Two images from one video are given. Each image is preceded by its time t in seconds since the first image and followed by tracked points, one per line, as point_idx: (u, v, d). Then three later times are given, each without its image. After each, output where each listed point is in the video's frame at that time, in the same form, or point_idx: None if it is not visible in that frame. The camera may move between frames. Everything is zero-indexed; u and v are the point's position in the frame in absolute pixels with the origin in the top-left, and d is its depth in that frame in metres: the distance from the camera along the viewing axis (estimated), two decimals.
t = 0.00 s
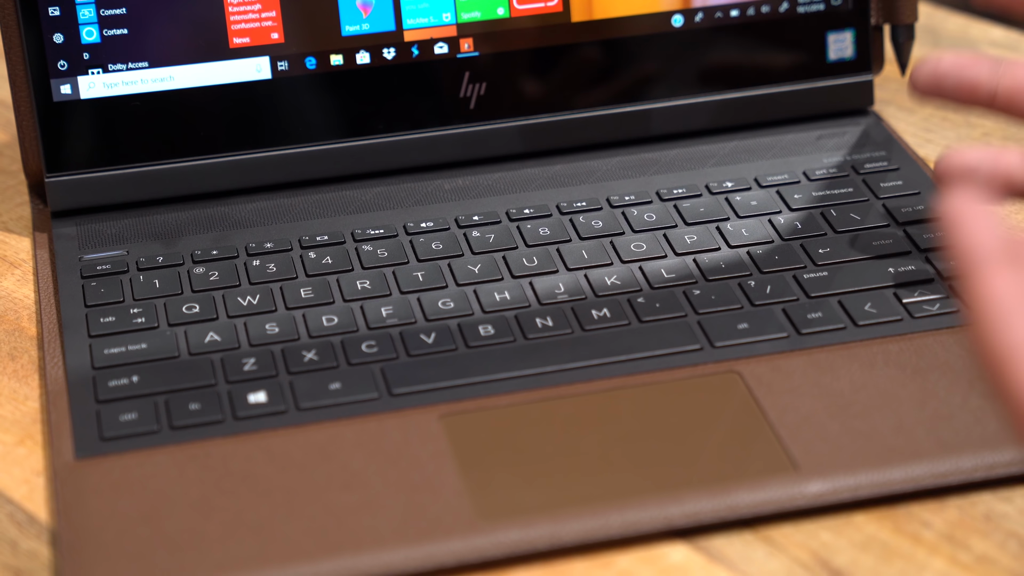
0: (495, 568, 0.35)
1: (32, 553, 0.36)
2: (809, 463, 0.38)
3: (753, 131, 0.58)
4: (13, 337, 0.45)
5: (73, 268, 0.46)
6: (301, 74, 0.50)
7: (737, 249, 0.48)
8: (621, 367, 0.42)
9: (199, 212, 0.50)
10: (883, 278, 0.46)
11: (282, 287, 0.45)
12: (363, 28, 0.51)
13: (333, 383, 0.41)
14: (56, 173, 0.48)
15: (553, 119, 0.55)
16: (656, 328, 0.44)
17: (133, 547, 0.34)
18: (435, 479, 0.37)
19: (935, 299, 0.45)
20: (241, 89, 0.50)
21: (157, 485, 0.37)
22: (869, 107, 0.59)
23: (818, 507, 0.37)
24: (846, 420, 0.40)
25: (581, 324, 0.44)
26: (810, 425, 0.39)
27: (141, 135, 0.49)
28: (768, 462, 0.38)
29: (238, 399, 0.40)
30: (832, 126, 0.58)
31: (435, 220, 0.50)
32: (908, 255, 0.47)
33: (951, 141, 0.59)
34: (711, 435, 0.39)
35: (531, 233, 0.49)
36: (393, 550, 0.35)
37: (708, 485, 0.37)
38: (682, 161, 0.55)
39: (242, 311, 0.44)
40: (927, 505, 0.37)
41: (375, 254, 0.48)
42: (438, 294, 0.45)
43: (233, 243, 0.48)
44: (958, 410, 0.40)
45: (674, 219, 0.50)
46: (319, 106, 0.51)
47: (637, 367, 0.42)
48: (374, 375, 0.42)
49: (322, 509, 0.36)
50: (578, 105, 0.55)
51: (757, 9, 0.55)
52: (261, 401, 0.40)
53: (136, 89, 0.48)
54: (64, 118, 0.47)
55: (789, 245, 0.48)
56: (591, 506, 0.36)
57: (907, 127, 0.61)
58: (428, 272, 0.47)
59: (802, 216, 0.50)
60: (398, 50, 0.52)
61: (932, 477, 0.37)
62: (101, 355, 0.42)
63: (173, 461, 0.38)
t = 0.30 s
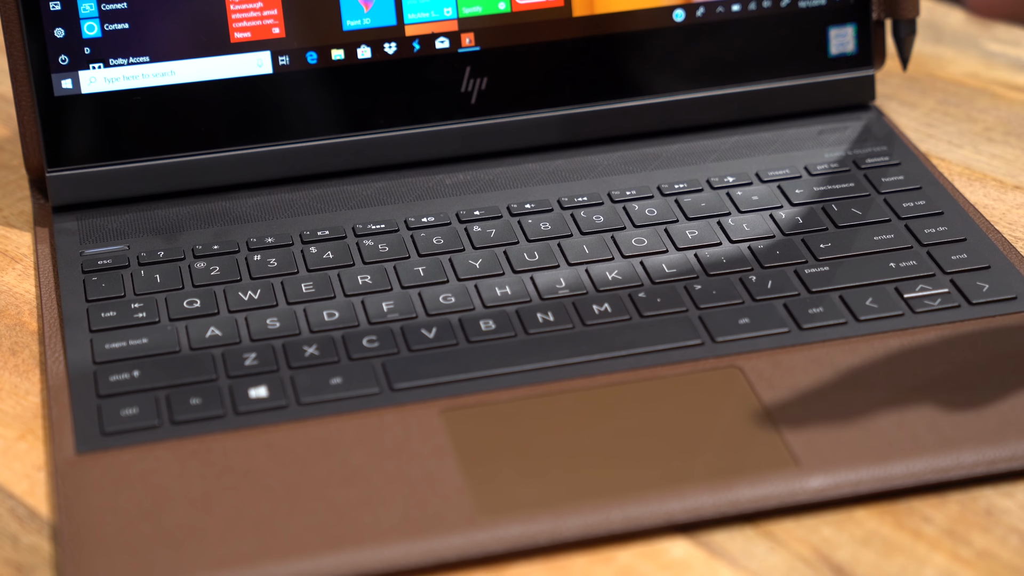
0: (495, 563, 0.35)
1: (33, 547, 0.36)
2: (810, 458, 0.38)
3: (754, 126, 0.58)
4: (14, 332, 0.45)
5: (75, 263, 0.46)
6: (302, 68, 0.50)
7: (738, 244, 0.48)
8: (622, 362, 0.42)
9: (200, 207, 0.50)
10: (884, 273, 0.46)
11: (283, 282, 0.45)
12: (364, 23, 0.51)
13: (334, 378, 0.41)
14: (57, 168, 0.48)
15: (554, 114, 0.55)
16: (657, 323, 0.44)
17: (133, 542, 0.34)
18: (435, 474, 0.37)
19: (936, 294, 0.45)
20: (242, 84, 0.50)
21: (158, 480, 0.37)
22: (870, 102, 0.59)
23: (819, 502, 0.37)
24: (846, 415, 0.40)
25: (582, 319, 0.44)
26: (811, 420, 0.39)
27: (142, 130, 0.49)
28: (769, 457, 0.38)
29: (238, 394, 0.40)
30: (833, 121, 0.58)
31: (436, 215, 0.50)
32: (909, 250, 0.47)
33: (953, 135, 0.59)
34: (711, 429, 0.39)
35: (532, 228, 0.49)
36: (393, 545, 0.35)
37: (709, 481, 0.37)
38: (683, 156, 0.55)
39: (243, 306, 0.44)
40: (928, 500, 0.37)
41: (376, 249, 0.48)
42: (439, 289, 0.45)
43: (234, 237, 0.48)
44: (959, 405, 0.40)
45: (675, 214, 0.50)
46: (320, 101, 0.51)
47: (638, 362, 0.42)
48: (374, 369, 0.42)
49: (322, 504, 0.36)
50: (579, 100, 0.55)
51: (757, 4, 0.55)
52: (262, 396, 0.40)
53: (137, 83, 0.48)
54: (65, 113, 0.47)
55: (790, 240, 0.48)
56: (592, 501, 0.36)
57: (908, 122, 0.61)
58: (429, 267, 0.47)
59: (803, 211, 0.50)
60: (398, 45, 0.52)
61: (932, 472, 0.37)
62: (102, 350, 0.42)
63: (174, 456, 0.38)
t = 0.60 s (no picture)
0: (495, 559, 0.35)
1: (34, 544, 0.36)
2: (810, 455, 0.38)
3: (753, 122, 0.58)
4: (15, 328, 0.45)
5: (76, 259, 0.46)
6: (302, 65, 0.50)
7: (738, 241, 0.48)
8: (622, 359, 0.42)
9: (201, 203, 0.50)
10: (884, 270, 0.46)
11: (283, 278, 0.45)
12: (365, 20, 0.51)
13: (334, 374, 0.41)
14: (58, 164, 0.48)
15: (554, 111, 0.55)
16: (656, 319, 0.44)
17: (133, 538, 0.34)
18: (436, 470, 0.37)
19: (936, 289, 0.45)
20: (245, 81, 0.50)
21: (157, 477, 0.37)
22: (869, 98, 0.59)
23: (819, 498, 0.37)
24: (846, 411, 0.40)
25: (582, 315, 0.44)
26: (810, 417, 0.39)
27: (143, 126, 0.49)
28: (769, 454, 0.38)
29: (238, 389, 0.40)
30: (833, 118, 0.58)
31: (437, 211, 0.50)
32: (908, 246, 0.47)
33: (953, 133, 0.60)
34: (710, 426, 0.39)
35: (532, 225, 0.49)
36: (392, 541, 0.35)
37: (708, 477, 0.37)
38: (683, 153, 0.55)
39: (243, 302, 0.44)
40: (927, 496, 0.37)
41: (376, 246, 0.48)
42: (440, 285, 0.45)
43: (234, 234, 0.48)
44: (958, 401, 0.40)
45: (675, 211, 0.50)
46: (321, 98, 0.51)
47: (638, 358, 0.42)
48: (375, 365, 0.42)
49: (321, 500, 0.36)
50: (578, 96, 0.55)
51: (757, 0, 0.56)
52: (262, 392, 0.40)
53: (138, 80, 0.48)
54: (67, 110, 0.47)
55: (789, 237, 0.48)
56: (591, 497, 0.36)
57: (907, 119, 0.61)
58: (429, 263, 0.47)
59: (802, 208, 0.50)
60: (399, 42, 0.52)
61: (932, 468, 0.37)
62: (102, 346, 0.42)
63: (174, 452, 0.38)
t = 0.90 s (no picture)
0: (498, 526, 0.41)
1: (98, 514, 0.42)
2: (773, 437, 0.44)
3: (725, 147, 0.64)
4: (80, 326, 0.51)
5: (131, 266, 0.52)
6: (330, 95, 0.56)
7: (710, 250, 0.54)
8: (607, 353, 0.48)
9: (239, 217, 0.56)
10: (836, 276, 0.52)
11: (313, 283, 0.52)
12: (383, 56, 0.57)
13: (357, 366, 0.47)
14: (115, 183, 0.54)
15: (550, 135, 0.61)
16: (638, 319, 0.50)
17: (197, 508, 0.41)
18: (451, 450, 0.44)
19: (881, 293, 0.51)
20: (278, 110, 0.56)
21: (206, 454, 0.43)
22: (824, 125, 0.66)
23: (779, 475, 0.43)
24: (803, 399, 0.46)
25: (573, 315, 0.50)
26: (772, 405, 0.46)
27: (188, 149, 0.55)
28: (735, 438, 0.44)
29: (274, 380, 0.46)
30: (792, 142, 0.65)
31: (446, 224, 0.56)
32: (858, 255, 0.54)
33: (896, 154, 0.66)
34: (681, 413, 0.45)
35: (530, 236, 0.55)
36: (410, 509, 0.41)
37: (681, 457, 0.43)
38: (661, 173, 0.62)
39: (278, 304, 0.50)
40: (873, 473, 0.44)
41: (394, 254, 0.54)
42: (448, 289, 0.52)
43: (270, 244, 0.54)
44: (900, 390, 0.46)
45: (654, 224, 0.57)
46: (345, 123, 0.57)
47: (621, 353, 0.49)
48: (392, 359, 0.48)
49: (349, 476, 0.42)
50: (569, 122, 0.61)
51: (728, 39, 0.62)
52: (295, 381, 0.46)
53: (185, 109, 0.54)
54: (123, 135, 0.53)
55: (755, 247, 0.54)
56: (581, 474, 0.42)
57: (859, 143, 0.68)
58: (440, 270, 0.53)
59: (766, 221, 0.56)
60: (413, 75, 0.58)
61: (878, 448, 0.44)
62: (156, 342, 0.48)
63: (218, 434, 0.44)
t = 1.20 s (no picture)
0: (500, 490, 0.50)
1: (170, 477, 0.50)
2: (728, 415, 0.53)
3: (689, 175, 0.75)
4: (156, 322, 0.62)
5: (199, 274, 0.63)
6: (363, 134, 0.68)
7: (676, 261, 0.65)
8: (592, 346, 0.58)
9: (287, 234, 0.68)
10: (780, 282, 0.63)
11: (348, 287, 0.62)
12: (407, 101, 0.68)
13: (384, 356, 0.57)
14: (187, 206, 0.66)
15: (544, 165, 0.72)
16: (617, 317, 0.60)
17: (252, 472, 0.49)
18: (461, 426, 0.52)
19: (818, 295, 0.62)
20: (319, 146, 0.68)
21: (260, 430, 0.52)
22: (769, 158, 0.76)
23: (734, 446, 0.51)
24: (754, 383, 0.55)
25: (564, 314, 0.60)
26: (728, 388, 0.55)
27: (246, 178, 0.67)
28: (698, 417, 0.53)
29: (316, 367, 0.56)
30: (743, 172, 0.75)
31: (458, 239, 0.67)
32: (798, 265, 0.64)
33: (827, 184, 0.78)
34: (654, 398, 0.54)
35: (528, 249, 0.66)
36: (426, 474, 0.49)
37: (654, 432, 0.52)
38: (637, 198, 0.72)
39: (319, 305, 0.61)
40: (812, 444, 0.52)
41: (415, 264, 0.64)
42: (460, 293, 0.62)
43: (313, 255, 0.65)
44: (833, 376, 0.55)
45: (631, 239, 0.67)
46: (374, 156, 0.69)
47: (604, 346, 0.58)
48: (414, 350, 0.58)
49: (374, 446, 0.51)
50: (558, 155, 0.72)
51: (689, 88, 0.73)
52: (333, 368, 0.56)
53: (244, 145, 0.66)
54: (195, 167, 0.66)
55: (713, 258, 0.65)
56: (570, 446, 0.51)
57: (796, 173, 0.80)
58: (453, 276, 0.63)
59: (723, 237, 0.67)
60: (431, 117, 0.69)
61: (815, 423, 0.52)
62: (219, 335, 0.58)
63: (269, 412, 0.53)
